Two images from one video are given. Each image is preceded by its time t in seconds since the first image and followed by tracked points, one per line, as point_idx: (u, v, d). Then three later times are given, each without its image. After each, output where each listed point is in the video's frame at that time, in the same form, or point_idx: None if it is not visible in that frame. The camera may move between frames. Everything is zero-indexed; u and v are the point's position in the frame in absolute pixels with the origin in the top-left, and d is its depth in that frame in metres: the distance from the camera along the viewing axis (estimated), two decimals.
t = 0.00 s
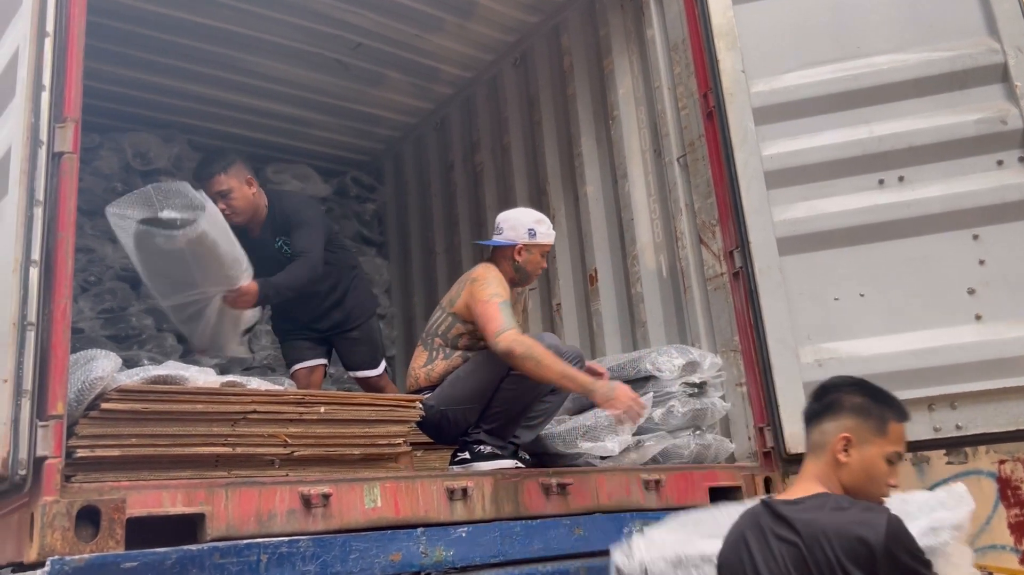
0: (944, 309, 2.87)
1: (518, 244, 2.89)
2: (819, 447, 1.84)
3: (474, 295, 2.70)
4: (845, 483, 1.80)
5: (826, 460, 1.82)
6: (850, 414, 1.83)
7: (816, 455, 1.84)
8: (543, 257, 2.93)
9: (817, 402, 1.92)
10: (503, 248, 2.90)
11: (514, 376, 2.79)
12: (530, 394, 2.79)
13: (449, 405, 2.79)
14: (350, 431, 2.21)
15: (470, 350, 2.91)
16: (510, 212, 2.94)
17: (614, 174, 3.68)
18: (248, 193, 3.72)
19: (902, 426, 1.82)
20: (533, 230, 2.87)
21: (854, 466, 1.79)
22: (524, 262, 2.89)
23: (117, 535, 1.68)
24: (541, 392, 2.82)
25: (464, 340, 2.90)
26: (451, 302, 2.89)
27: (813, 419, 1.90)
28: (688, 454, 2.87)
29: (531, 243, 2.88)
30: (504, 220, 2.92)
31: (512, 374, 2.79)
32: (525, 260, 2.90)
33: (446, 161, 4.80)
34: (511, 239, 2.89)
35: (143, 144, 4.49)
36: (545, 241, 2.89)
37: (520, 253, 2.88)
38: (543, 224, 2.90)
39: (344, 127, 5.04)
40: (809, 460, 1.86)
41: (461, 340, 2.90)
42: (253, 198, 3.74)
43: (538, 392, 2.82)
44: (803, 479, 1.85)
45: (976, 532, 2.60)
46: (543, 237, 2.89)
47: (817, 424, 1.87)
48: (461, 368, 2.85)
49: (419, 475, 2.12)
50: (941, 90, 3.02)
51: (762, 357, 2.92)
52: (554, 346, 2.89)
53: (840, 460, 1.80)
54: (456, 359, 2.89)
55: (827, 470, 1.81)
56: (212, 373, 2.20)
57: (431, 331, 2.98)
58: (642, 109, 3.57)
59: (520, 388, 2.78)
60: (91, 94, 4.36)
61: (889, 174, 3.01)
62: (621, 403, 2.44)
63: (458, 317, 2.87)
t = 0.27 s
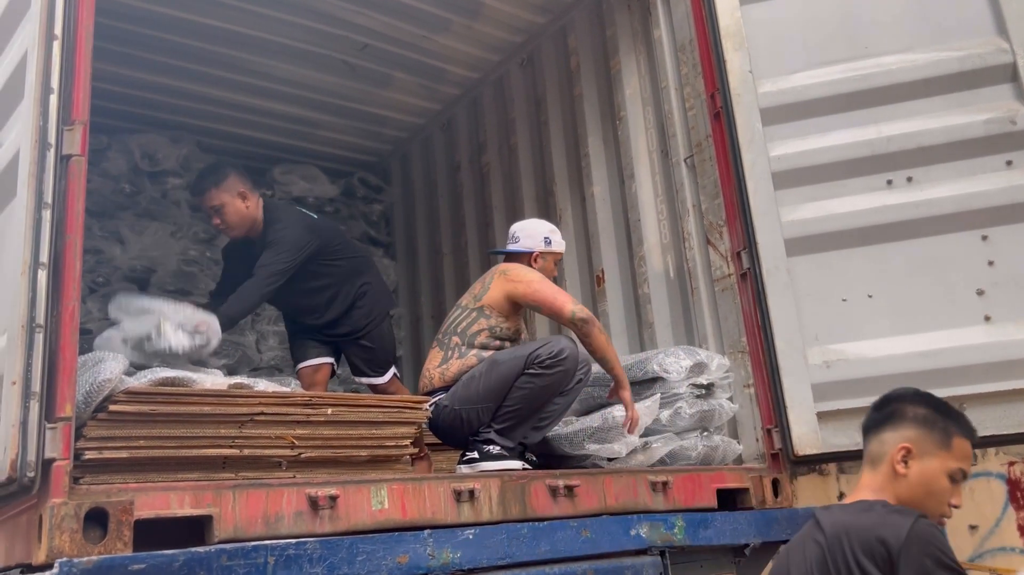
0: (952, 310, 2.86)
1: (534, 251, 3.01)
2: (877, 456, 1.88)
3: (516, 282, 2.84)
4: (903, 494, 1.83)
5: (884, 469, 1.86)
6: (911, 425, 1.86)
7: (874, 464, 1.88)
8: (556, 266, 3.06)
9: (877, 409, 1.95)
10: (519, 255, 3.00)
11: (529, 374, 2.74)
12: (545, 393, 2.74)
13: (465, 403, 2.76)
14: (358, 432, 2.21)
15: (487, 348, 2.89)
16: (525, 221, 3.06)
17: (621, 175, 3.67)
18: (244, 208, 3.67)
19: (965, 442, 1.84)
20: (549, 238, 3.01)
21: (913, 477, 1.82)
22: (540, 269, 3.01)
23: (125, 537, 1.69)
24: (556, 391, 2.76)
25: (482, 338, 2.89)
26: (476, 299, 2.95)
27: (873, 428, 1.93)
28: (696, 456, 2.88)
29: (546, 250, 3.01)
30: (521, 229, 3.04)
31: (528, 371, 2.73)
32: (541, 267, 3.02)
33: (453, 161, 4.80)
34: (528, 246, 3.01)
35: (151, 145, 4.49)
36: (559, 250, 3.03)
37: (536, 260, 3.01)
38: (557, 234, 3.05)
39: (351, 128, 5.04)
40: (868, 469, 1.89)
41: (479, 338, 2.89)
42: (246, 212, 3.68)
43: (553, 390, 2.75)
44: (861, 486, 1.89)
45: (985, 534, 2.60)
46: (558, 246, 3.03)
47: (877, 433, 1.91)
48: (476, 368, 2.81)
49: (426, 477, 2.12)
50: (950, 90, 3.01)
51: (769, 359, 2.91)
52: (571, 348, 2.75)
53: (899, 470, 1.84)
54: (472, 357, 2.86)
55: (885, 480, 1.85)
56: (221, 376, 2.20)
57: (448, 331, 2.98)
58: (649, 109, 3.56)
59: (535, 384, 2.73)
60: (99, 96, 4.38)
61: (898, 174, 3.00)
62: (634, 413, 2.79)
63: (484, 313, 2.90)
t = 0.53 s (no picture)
0: (957, 312, 2.85)
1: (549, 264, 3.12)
2: (906, 474, 1.85)
3: (532, 292, 2.92)
4: (933, 512, 1.79)
5: (913, 487, 1.82)
6: (943, 443, 1.83)
7: (903, 481, 1.84)
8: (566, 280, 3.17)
9: (906, 428, 1.93)
10: (534, 266, 3.09)
11: (546, 374, 2.71)
12: (559, 395, 2.71)
13: (479, 402, 2.76)
14: (362, 434, 2.21)
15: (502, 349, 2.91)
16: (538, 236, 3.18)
17: (625, 176, 3.67)
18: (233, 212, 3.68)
19: (999, 460, 1.81)
20: (563, 251, 3.12)
21: (944, 495, 1.79)
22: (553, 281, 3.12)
23: (130, 539, 1.69)
24: (571, 394, 2.72)
25: (497, 338, 2.91)
26: (491, 301, 2.99)
27: (903, 445, 1.91)
28: (701, 458, 2.85)
29: (560, 263, 3.12)
30: (536, 242, 3.14)
31: (544, 373, 2.71)
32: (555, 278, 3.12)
33: (458, 162, 4.80)
34: (543, 259, 3.11)
35: (155, 146, 4.48)
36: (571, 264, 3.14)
37: (550, 272, 3.11)
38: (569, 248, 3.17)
39: (355, 129, 5.04)
40: (898, 487, 1.86)
41: (495, 338, 2.91)
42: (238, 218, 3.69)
43: (568, 394, 2.72)
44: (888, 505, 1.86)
45: (990, 537, 2.59)
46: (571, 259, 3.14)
47: (907, 450, 1.88)
48: (494, 368, 2.81)
49: (431, 478, 2.12)
50: (956, 91, 3.00)
51: (773, 358, 2.92)
52: (590, 353, 2.72)
53: (930, 488, 1.80)
54: (486, 357, 2.86)
55: (914, 498, 1.81)
56: (228, 378, 2.21)
57: (463, 331, 2.99)
58: (654, 110, 3.56)
59: (550, 385, 2.70)
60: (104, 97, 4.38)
61: (903, 176, 2.99)
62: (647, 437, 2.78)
63: (501, 313, 2.94)
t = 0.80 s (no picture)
0: (960, 313, 2.85)
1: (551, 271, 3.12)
2: (932, 495, 1.81)
3: (534, 294, 2.94)
4: (964, 532, 1.76)
5: (942, 507, 1.79)
6: (966, 459, 1.82)
7: (928, 498, 1.82)
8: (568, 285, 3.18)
9: (923, 444, 1.91)
10: (536, 271, 3.10)
11: (554, 375, 2.72)
12: (566, 396, 2.71)
13: (485, 401, 2.76)
14: (364, 434, 2.20)
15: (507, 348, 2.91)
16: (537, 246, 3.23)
17: (627, 176, 3.67)
18: (255, 203, 3.84)
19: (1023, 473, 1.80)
20: (565, 259, 3.13)
21: (973, 513, 1.76)
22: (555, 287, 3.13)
23: (131, 538, 1.69)
24: (577, 397, 2.72)
25: (502, 337, 2.91)
26: (496, 301, 3.00)
27: (924, 462, 1.88)
28: (702, 459, 2.85)
29: (562, 271, 3.12)
30: (536, 252, 3.16)
31: (553, 373, 2.72)
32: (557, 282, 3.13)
33: (460, 162, 4.80)
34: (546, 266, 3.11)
35: (157, 145, 4.48)
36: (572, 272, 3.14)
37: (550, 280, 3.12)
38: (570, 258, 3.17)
39: (358, 129, 5.04)
40: (922, 508, 1.82)
41: (500, 336, 2.91)
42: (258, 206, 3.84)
43: (575, 395, 2.72)
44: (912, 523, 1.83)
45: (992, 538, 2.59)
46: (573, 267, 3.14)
47: (928, 470, 1.85)
48: (500, 367, 2.80)
49: (432, 479, 2.12)
50: (959, 92, 2.99)
51: (774, 358, 2.92)
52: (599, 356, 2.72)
53: (959, 507, 1.77)
54: (491, 357, 2.86)
55: (943, 519, 1.78)
56: (230, 379, 2.20)
57: (468, 329, 2.99)
58: (656, 110, 3.55)
59: (558, 386, 2.71)
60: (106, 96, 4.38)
61: (906, 177, 2.98)
62: (653, 439, 2.78)
63: (506, 312, 2.94)
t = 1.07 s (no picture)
0: (959, 313, 2.85)
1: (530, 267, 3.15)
2: (974, 527, 1.98)
3: (528, 294, 2.94)
4: (1005, 559, 1.95)
5: (986, 539, 1.96)
6: (1006, 491, 1.98)
7: (968, 524, 1.99)
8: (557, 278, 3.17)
9: (957, 474, 2.08)
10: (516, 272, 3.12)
11: (556, 375, 2.72)
12: (568, 396, 2.72)
13: (485, 401, 2.75)
14: (362, 433, 2.20)
15: (505, 347, 2.91)
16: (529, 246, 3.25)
17: (627, 176, 3.67)
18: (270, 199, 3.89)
19: None
20: (542, 251, 3.13)
21: (1016, 543, 1.94)
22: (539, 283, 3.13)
23: (129, 536, 1.68)
24: (578, 397, 2.73)
25: (500, 336, 2.91)
26: (493, 300, 2.99)
27: (959, 491, 2.05)
28: (701, 458, 2.85)
29: (541, 264, 3.13)
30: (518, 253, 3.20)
31: (555, 373, 2.72)
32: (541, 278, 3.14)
33: (459, 161, 4.80)
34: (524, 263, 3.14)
35: (156, 143, 4.48)
36: (552, 261, 3.13)
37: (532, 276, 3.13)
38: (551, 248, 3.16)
39: (358, 128, 5.04)
40: (964, 537, 1.99)
41: (498, 336, 2.92)
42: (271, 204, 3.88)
43: (576, 395, 2.73)
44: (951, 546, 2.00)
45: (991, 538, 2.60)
46: (551, 256, 3.13)
47: (968, 502, 2.01)
48: (500, 368, 2.80)
49: (430, 477, 2.11)
50: (959, 92, 2.99)
51: (774, 358, 2.92)
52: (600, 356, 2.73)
53: (1003, 538, 1.94)
54: (491, 356, 2.87)
55: (986, 548, 1.96)
56: (229, 377, 2.20)
57: (466, 329, 2.99)
58: (656, 110, 3.55)
59: (560, 386, 2.71)
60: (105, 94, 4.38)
61: (905, 177, 2.98)
62: (650, 441, 2.76)
63: (504, 311, 2.94)
